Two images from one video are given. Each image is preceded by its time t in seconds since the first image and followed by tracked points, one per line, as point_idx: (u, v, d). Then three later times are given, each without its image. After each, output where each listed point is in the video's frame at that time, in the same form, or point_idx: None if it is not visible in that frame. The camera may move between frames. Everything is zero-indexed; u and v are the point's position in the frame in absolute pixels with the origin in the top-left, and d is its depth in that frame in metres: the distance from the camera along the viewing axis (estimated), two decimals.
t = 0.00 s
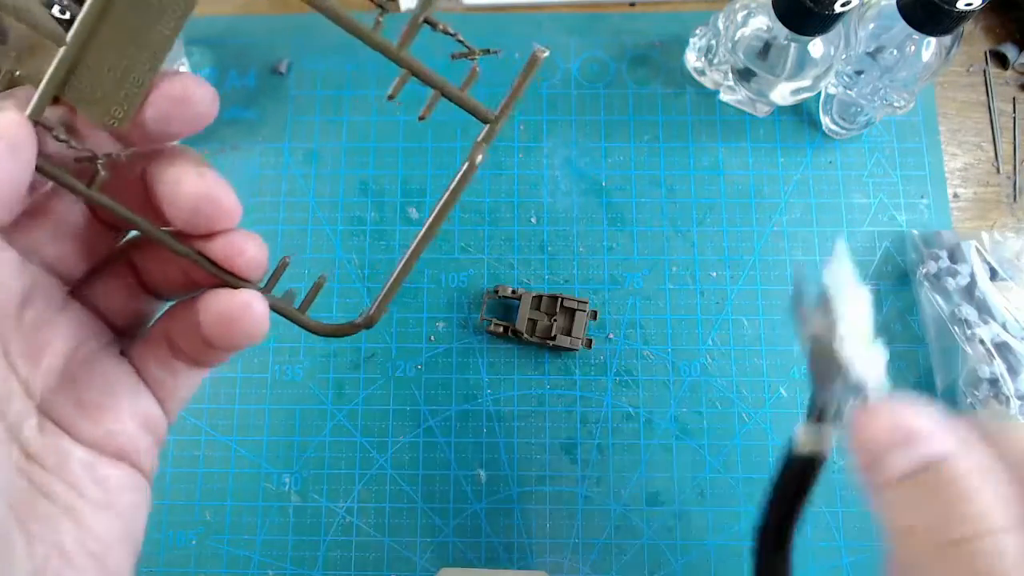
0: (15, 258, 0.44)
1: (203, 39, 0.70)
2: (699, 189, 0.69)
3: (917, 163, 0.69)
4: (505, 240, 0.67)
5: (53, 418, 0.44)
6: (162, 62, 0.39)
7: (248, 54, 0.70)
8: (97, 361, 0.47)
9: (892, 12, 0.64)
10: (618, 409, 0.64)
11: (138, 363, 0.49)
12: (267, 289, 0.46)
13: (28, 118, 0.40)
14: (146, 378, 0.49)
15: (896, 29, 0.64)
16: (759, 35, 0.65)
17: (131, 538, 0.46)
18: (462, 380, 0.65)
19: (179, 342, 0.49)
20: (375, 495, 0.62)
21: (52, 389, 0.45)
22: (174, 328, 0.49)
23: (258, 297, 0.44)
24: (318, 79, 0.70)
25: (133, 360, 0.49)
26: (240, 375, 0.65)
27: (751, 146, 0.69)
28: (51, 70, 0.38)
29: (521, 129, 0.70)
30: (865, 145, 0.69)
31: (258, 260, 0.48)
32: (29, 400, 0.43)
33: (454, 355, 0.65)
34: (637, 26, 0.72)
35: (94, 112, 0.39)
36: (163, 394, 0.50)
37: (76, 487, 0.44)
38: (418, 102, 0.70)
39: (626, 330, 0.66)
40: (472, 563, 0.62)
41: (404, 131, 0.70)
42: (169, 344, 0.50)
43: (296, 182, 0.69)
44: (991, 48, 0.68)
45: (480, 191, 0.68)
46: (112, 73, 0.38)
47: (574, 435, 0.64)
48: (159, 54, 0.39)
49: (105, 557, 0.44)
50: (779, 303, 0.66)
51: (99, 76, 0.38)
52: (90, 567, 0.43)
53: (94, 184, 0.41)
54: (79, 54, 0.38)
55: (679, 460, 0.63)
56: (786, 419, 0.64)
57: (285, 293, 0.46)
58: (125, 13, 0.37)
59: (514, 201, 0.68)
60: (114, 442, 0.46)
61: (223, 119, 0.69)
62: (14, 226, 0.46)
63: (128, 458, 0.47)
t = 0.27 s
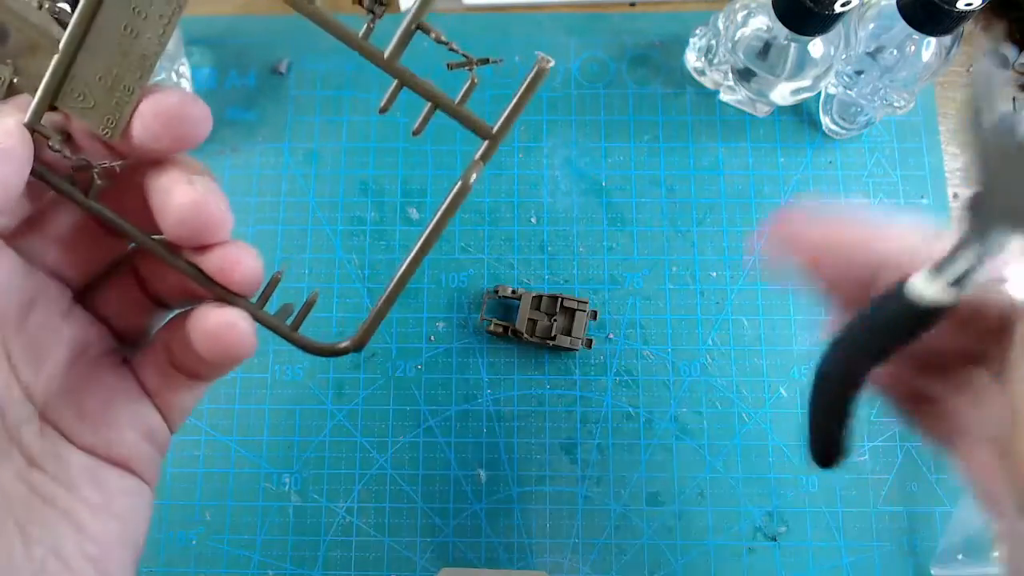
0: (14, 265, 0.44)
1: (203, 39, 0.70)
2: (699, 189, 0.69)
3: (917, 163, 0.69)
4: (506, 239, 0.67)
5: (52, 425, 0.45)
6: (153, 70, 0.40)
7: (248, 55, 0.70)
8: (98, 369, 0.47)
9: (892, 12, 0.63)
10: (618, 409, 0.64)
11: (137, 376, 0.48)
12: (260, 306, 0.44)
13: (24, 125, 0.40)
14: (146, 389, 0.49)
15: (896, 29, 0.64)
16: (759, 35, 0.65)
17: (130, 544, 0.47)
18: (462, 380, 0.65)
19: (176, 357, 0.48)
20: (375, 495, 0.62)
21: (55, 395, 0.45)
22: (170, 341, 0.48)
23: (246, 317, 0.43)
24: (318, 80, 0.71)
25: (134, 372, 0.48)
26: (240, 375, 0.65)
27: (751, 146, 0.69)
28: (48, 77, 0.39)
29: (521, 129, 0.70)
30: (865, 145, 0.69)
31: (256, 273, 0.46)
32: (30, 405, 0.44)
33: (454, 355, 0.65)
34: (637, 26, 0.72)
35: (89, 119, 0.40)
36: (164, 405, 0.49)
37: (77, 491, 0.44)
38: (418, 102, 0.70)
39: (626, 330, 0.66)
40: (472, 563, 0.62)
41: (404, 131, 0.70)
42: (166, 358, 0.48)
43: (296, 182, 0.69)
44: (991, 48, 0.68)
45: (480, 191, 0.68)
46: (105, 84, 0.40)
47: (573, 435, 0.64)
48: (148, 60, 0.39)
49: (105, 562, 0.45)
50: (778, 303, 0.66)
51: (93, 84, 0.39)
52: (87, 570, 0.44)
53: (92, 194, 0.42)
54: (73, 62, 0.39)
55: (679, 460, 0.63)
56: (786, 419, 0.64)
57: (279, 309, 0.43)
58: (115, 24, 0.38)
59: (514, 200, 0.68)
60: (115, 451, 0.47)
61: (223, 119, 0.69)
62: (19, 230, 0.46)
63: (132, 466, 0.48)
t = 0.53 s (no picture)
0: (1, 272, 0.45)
1: (203, 39, 0.70)
2: (699, 189, 0.69)
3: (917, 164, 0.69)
4: (506, 238, 0.67)
5: (37, 430, 0.45)
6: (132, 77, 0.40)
7: (248, 55, 0.70)
8: (83, 377, 0.48)
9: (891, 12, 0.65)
10: (618, 409, 0.64)
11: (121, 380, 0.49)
12: (234, 319, 0.45)
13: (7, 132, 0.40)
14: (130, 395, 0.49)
15: (896, 28, 0.64)
16: (759, 35, 0.66)
17: (117, 548, 0.47)
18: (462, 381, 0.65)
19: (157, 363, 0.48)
20: (375, 495, 0.62)
21: (38, 401, 0.46)
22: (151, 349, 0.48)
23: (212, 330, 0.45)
24: (318, 80, 0.71)
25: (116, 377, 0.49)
26: (240, 375, 0.65)
27: (751, 146, 0.69)
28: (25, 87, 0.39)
29: (521, 129, 0.70)
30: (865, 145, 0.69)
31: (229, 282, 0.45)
32: (16, 409, 0.44)
33: (454, 355, 0.65)
34: (637, 26, 0.72)
35: (67, 129, 0.41)
36: (150, 413, 0.50)
37: (63, 497, 0.45)
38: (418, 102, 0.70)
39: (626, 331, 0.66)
40: (472, 563, 0.62)
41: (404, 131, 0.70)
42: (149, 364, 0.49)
43: (295, 182, 0.69)
44: (992, 48, 0.69)
45: (481, 191, 0.68)
46: (84, 92, 0.39)
47: (573, 435, 0.64)
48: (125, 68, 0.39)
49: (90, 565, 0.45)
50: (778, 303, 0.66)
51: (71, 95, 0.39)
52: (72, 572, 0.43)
53: (71, 202, 0.43)
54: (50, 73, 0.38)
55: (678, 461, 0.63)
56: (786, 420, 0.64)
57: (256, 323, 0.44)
58: (93, 32, 0.38)
59: (514, 200, 0.68)
60: (97, 457, 0.47)
61: (224, 119, 0.69)
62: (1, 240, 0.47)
63: (116, 472, 0.48)
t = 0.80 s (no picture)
0: None
1: (204, 40, 0.70)
2: (699, 189, 0.69)
3: (917, 164, 0.68)
4: (506, 238, 0.67)
5: (9, 429, 0.47)
6: (92, 79, 0.41)
7: (248, 55, 0.70)
8: (59, 378, 0.49)
9: (893, 12, 0.64)
10: (618, 409, 0.64)
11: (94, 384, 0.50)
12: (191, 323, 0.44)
13: None
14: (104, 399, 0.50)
15: (896, 29, 0.64)
16: (759, 35, 0.66)
17: (93, 549, 0.48)
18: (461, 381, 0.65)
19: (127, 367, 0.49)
20: (375, 495, 0.62)
21: (12, 401, 0.47)
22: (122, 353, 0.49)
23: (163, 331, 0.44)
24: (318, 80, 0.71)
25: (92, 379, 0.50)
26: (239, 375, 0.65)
27: (752, 146, 0.69)
28: None
29: (521, 129, 0.70)
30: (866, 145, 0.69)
31: (189, 284, 0.46)
32: None
33: (455, 355, 0.65)
34: (637, 26, 0.72)
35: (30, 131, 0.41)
36: (126, 416, 0.51)
37: (36, 493, 0.46)
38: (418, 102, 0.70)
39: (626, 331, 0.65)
40: (472, 564, 0.61)
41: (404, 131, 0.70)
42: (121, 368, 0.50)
43: (295, 182, 0.69)
44: (992, 48, 0.69)
45: (481, 191, 0.68)
46: (50, 96, 0.40)
47: (573, 435, 0.64)
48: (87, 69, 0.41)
49: (64, 562, 0.46)
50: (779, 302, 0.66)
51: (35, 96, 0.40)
52: (45, 569, 0.45)
53: (35, 206, 0.43)
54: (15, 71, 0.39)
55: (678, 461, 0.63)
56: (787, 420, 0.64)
57: (212, 329, 0.44)
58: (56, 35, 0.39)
59: (515, 200, 0.68)
60: (72, 457, 0.48)
61: (224, 119, 0.69)
62: None
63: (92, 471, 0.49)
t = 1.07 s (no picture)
0: None
1: (204, 40, 0.70)
2: (699, 189, 0.69)
3: (917, 164, 0.68)
4: (506, 239, 0.67)
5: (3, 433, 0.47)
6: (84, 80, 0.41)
7: (248, 54, 0.70)
8: (55, 382, 0.49)
9: (893, 12, 0.64)
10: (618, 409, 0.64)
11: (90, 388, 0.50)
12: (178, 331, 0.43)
13: None
14: (100, 404, 0.50)
15: (896, 30, 0.64)
16: (759, 35, 0.66)
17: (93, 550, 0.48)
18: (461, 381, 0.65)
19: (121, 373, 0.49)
20: (375, 495, 0.62)
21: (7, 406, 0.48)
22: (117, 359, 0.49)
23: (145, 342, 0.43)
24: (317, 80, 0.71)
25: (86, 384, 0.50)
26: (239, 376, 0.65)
27: (752, 146, 0.69)
28: None
29: (521, 129, 0.70)
30: (866, 145, 0.69)
31: (179, 290, 0.45)
32: None
33: (455, 355, 0.65)
34: (637, 26, 0.72)
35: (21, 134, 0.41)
36: (121, 421, 0.51)
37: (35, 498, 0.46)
38: (417, 102, 0.70)
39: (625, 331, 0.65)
40: (472, 564, 0.62)
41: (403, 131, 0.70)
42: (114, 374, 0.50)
43: (295, 182, 0.69)
44: (991, 48, 0.69)
45: (481, 191, 0.68)
46: (41, 97, 0.40)
47: (573, 435, 0.64)
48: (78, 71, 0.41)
49: (60, 564, 0.46)
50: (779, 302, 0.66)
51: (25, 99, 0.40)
52: (39, 571, 0.45)
53: (29, 209, 0.43)
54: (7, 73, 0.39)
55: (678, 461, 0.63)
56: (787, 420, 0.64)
57: (200, 338, 0.42)
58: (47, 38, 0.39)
59: (515, 200, 0.68)
60: (68, 461, 0.48)
61: (224, 119, 0.69)
62: None
63: (89, 475, 0.49)
